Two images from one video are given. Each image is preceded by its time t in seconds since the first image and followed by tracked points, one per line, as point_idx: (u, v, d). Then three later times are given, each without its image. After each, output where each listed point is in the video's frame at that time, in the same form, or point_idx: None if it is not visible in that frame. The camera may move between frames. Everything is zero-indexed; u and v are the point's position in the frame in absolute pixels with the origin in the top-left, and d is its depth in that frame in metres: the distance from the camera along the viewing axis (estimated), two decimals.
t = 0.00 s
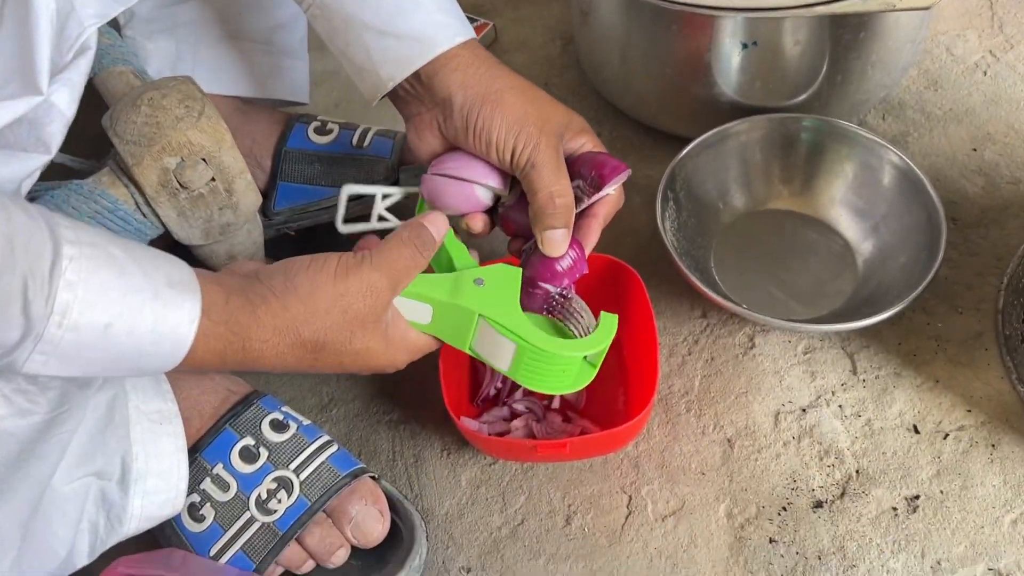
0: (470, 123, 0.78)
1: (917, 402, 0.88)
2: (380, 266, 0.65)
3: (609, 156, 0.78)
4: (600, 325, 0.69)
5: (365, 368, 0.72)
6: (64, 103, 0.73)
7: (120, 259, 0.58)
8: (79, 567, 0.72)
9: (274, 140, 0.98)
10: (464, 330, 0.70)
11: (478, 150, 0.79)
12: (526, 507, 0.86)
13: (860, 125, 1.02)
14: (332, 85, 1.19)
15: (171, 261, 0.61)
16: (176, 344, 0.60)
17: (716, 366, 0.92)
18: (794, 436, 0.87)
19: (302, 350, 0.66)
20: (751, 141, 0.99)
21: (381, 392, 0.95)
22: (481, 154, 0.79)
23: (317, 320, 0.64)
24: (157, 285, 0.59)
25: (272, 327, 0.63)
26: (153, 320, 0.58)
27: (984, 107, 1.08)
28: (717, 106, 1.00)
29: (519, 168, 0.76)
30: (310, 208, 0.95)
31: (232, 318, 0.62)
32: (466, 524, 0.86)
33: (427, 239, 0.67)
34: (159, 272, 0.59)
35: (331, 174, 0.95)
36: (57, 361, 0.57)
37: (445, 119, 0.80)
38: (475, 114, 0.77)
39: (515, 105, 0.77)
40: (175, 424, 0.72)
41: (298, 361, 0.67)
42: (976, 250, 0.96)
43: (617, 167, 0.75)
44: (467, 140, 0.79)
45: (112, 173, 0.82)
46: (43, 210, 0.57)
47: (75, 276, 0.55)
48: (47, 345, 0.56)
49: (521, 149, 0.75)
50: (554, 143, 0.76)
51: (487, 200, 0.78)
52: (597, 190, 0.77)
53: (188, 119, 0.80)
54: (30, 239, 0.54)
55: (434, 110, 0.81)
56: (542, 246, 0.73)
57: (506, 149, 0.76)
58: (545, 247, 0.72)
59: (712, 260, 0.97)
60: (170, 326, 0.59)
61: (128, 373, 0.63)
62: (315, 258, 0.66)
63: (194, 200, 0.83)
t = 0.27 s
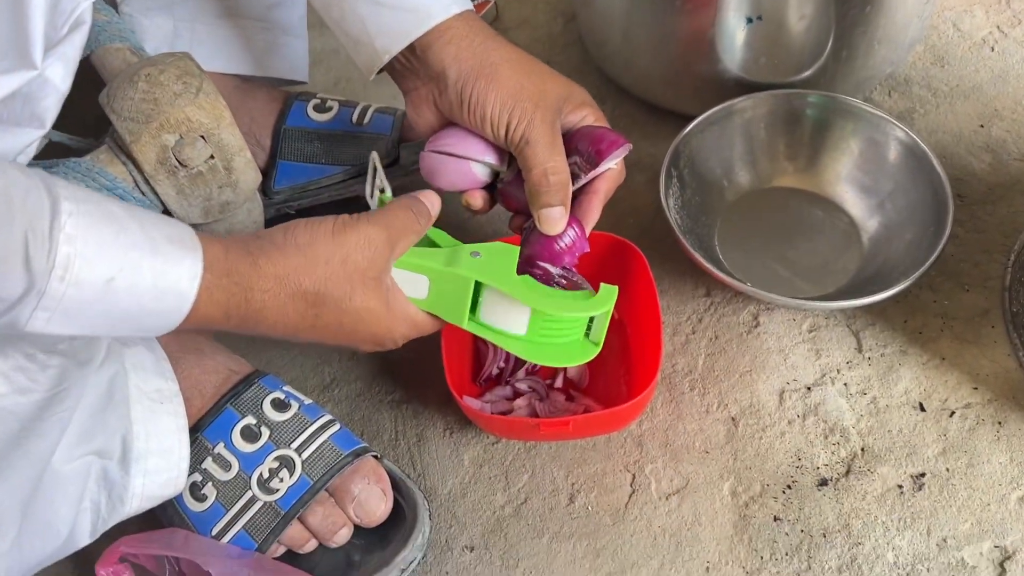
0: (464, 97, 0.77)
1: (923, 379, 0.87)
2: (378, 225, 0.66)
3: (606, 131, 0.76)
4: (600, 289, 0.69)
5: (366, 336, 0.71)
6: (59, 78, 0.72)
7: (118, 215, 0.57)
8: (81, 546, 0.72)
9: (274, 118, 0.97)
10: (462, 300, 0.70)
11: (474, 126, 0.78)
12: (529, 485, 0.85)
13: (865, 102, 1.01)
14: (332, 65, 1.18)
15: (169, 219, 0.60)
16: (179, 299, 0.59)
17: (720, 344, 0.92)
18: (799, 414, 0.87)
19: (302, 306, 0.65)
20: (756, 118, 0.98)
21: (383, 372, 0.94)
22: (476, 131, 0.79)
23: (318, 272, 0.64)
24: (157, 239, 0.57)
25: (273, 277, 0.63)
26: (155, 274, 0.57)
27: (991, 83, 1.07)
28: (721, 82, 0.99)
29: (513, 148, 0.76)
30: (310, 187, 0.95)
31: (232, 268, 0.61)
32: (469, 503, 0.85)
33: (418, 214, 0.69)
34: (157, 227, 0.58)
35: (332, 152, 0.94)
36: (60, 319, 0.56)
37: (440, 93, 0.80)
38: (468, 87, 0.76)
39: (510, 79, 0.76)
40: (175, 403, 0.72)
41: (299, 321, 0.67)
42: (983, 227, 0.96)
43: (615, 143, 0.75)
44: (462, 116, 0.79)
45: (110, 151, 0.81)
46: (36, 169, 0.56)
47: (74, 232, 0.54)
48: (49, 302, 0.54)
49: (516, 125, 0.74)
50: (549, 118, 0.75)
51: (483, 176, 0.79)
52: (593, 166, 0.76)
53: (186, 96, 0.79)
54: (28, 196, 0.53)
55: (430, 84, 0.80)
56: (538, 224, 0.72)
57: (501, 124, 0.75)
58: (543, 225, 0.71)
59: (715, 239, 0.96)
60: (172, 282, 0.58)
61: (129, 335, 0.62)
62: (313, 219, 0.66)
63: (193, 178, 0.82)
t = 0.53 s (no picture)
0: (474, 87, 0.77)
1: (933, 366, 0.87)
2: (395, 191, 0.69)
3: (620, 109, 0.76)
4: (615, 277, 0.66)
5: (375, 307, 0.71)
6: (67, 66, 0.72)
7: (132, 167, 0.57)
8: (93, 533, 0.72)
9: (281, 106, 0.97)
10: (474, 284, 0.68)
11: (485, 116, 0.78)
12: (539, 472, 0.86)
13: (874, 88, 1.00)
14: (339, 53, 1.17)
15: (181, 171, 0.60)
16: (200, 248, 0.60)
17: (729, 332, 0.92)
18: (809, 401, 0.87)
19: (315, 259, 0.66)
20: (765, 104, 0.98)
21: (392, 360, 0.94)
22: (487, 120, 0.79)
23: (335, 224, 0.65)
24: (173, 189, 0.58)
25: (289, 223, 0.64)
26: (176, 224, 0.58)
27: (1001, 68, 1.07)
28: (730, 69, 0.98)
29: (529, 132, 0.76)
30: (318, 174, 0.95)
31: (250, 212, 0.62)
32: (479, 491, 0.85)
33: (441, 198, 0.73)
34: (172, 176, 0.59)
35: (340, 140, 0.94)
36: (83, 274, 0.56)
37: (449, 85, 0.79)
38: (478, 75, 0.76)
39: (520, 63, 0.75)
40: (186, 391, 0.72)
41: (310, 277, 0.67)
42: (993, 214, 0.95)
43: (629, 120, 0.74)
44: (472, 105, 0.79)
45: (119, 139, 0.81)
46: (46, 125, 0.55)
47: (92, 183, 0.54)
48: (73, 255, 0.54)
49: (528, 111, 0.74)
50: (561, 103, 0.75)
51: (496, 164, 0.80)
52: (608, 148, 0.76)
53: (195, 83, 0.78)
54: (41, 149, 0.52)
55: (438, 77, 0.80)
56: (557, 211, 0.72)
57: (513, 112, 0.76)
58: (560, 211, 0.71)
59: (724, 225, 0.96)
60: (192, 231, 0.59)
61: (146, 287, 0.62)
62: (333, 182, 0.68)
63: (201, 165, 0.83)
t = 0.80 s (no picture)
0: (480, 78, 0.77)
1: (935, 361, 0.87)
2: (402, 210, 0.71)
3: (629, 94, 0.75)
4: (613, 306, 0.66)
5: (369, 326, 0.71)
6: (69, 65, 0.72)
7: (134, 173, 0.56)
8: (97, 530, 0.73)
9: (281, 102, 0.97)
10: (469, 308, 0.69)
11: (492, 107, 0.78)
12: (541, 469, 0.86)
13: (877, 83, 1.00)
14: (340, 49, 1.17)
15: (182, 174, 0.60)
16: (202, 255, 0.59)
17: (731, 327, 0.92)
18: (810, 396, 0.87)
19: (313, 270, 0.66)
20: (766, 99, 0.98)
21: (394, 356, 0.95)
22: (496, 113, 0.79)
23: (338, 233, 0.66)
24: (175, 195, 0.57)
25: (293, 229, 0.64)
26: (178, 231, 0.57)
27: (1004, 62, 1.06)
28: (731, 64, 0.98)
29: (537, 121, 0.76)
30: (320, 170, 0.95)
31: (256, 215, 0.63)
32: (481, 487, 0.86)
33: (450, 224, 0.75)
34: (174, 181, 0.58)
35: (340, 135, 0.94)
36: (87, 281, 0.56)
37: (455, 78, 0.79)
38: (482, 67, 0.76)
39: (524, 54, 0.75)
40: (188, 388, 0.72)
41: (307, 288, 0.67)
42: (995, 208, 0.95)
43: (638, 104, 0.73)
44: (480, 98, 0.78)
45: (120, 137, 0.81)
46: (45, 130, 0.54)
47: (94, 190, 0.53)
48: (77, 263, 0.54)
49: (536, 99, 0.74)
50: (569, 89, 0.74)
51: (506, 156, 0.80)
52: (618, 133, 0.75)
53: (196, 81, 0.78)
54: (42, 156, 0.51)
55: (443, 70, 0.80)
56: (570, 200, 0.71)
57: (522, 103, 0.75)
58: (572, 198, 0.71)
59: (726, 220, 0.96)
60: (195, 237, 0.58)
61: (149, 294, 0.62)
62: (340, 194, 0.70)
63: (203, 163, 0.83)
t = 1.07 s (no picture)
0: (490, 70, 0.77)
1: (942, 354, 0.87)
2: (407, 196, 0.67)
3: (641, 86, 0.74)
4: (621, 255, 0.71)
5: (394, 303, 0.73)
6: (79, 62, 0.72)
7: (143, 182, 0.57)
8: (109, 523, 0.73)
9: (289, 97, 0.97)
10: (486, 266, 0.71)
11: (503, 98, 0.77)
12: (549, 462, 0.86)
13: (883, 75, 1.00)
14: (346, 44, 1.17)
15: (192, 185, 0.60)
16: (210, 265, 0.59)
17: (738, 320, 0.92)
18: (818, 389, 0.87)
19: (333, 273, 0.67)
20: (773, 92, 0.98)
21: (403, 350, 0.95)
22: (506, 104, 0.78)
23: (350, 239, 0.66)
24: (184, 204, 0.58)
25: (305, 242, 0.64)
26: (186, 242, 0.58)
27: (1011, 54, 1.06)
28: (738, 57, 0.98)
29: (545, 112, 0.75)
30: (327, 165, 0.95)
31: (265, 229, 0.62)
32: (489, 480, 0.86)
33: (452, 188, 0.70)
34: (184, 192, 0.58)
35: (348, 129, 0.94)
36: (94, 289, 0.56)
37: (466, 69, 0.80)
38: (494, 56, 0.76)
39: (534, 47, 0.75)
40: (199, 382, 0.72)
41: (330, 287, 0.68)
42: (1002, 201, 0.95)
43: (649, 98, 0.72)
44: (491, 89, 0.78)
45: (129, 133, 0.81)
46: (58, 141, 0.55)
47: (103, 200, 0.54)
48: (84, 271, 0.54)
49: (546, 91, 0.73)
50: (579, 82, 0.74)
51: (517, 148, 0.78)
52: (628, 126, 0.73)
53: (204, 76, 0.79)
54: (54, 165, 0.52)
55: (455, 62, 0.81)
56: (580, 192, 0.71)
57: (531, 94, 0.75)
58: (583, 191, 0.70)
59: (732, 214, 0.96)
60: (204, 246, 0.58)
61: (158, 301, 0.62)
62: (343, 187, 0.67)
63: (212, 158, 0.83)
